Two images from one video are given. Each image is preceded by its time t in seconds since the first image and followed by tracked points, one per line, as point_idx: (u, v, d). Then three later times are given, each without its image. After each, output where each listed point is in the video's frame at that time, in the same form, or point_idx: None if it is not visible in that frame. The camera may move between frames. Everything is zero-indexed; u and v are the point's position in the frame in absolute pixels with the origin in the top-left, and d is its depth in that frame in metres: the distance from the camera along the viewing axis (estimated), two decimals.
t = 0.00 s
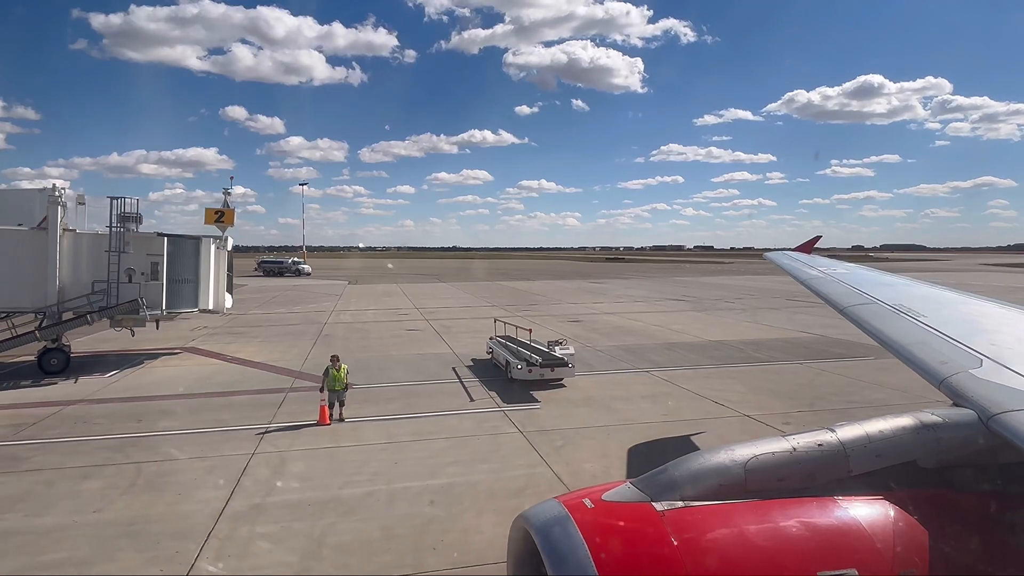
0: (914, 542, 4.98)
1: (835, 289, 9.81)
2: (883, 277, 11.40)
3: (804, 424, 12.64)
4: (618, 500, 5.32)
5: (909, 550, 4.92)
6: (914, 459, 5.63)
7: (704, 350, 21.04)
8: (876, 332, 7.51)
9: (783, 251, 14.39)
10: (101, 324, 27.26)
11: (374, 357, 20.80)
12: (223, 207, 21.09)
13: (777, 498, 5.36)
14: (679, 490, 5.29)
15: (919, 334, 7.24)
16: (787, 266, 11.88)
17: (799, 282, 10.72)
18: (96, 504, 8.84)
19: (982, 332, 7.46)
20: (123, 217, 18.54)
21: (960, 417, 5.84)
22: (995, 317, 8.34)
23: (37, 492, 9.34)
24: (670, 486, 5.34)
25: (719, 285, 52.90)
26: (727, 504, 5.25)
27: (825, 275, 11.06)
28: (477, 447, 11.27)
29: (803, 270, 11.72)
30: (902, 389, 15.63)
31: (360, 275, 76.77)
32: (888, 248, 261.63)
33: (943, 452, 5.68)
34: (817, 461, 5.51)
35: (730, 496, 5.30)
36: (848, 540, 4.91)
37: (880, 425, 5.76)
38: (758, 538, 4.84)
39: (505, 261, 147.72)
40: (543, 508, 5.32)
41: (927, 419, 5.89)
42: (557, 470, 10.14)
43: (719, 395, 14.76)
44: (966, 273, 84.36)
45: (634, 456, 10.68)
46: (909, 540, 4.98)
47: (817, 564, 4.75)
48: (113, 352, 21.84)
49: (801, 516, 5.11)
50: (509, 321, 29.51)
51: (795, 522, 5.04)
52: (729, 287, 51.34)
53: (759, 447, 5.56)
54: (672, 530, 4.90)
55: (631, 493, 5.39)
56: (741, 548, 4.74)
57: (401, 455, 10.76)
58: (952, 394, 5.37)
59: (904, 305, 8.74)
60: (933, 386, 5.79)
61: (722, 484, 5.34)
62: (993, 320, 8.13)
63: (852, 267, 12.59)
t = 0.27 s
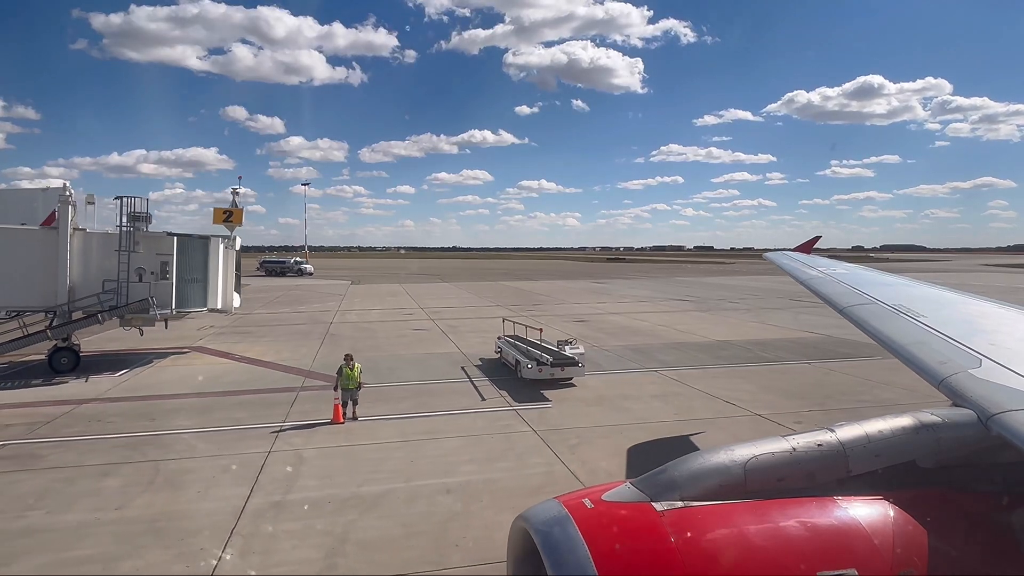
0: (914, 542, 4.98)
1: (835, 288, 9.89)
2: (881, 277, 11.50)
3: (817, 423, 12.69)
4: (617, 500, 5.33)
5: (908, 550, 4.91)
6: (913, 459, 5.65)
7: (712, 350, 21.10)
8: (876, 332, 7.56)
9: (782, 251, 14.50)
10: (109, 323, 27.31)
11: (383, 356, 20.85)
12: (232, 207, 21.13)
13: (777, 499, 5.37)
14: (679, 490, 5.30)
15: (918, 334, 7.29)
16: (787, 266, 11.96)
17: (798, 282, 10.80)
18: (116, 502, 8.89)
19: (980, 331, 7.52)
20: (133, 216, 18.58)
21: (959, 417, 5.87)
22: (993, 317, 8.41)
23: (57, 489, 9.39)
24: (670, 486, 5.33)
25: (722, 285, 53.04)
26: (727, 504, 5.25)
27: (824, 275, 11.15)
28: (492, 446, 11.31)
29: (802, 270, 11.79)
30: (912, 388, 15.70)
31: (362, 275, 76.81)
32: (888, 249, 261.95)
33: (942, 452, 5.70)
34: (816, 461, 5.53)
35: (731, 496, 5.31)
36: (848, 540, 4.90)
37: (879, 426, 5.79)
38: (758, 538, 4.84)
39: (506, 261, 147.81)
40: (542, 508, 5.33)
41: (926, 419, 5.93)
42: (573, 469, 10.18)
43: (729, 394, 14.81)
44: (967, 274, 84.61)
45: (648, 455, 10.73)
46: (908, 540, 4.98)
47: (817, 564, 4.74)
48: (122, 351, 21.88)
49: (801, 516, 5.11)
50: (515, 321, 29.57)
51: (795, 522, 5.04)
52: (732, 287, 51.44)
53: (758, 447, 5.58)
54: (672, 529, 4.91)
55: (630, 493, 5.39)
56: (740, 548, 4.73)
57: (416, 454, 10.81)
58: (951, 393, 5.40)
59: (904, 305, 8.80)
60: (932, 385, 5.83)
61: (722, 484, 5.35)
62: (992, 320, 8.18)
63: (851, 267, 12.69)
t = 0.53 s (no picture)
0: (913, 542, 5.02)
1: (835, 288, 9.97)
2: (881, 277, 11.59)
3: (828, 422, 12.76)
4: (617, 500, 5.34)
5: (907, 549, 4.95)
6: (912, 459, 5.69)
7: (719, 350, 21.17)
8: (876, 332, 7.64)
9: (782, 251, 14.59)
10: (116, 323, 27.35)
11: (391, 356, 20.92)
12: (240, 207, 21.18)
13: (777, 498, 5.40)
14: (679, 490, 5.32)
15: (917, 334, 7.36)
16: (787, 266, 12.04)
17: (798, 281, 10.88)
18: (136, 500, 8.94)
19: (979, 331, 7.61)
20: (142, 216, 18.62)
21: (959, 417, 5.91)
22: (992, 317, 8.50)
23: (76, 487, 9.44)
24: (671, 486, 5.36)
25: (724, 285, 53.14)
26: (727, 503, 5.28)
27: (824, 275, 11.24)
28: (505, 445, 11.37)
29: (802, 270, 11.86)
30: (920, 388, 15.78)
31: (364, 275, 76.84)
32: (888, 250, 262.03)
33: (942, 452, 5.74)
34: (816, 461, 5.57)
35: (731, 496, 5.34)
36: (848, 539, 4.94)
37: (879, 426, 5.83)
38: (758, 538, 4.87)
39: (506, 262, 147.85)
40: (542, 508, 5.34)
41: (926, 419, 5.96)
42: (588, 467, 10.25)
43: (739, 394, 14.88)
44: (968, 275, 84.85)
45: (661, 454, 10.79)
46: (907, 540, 5.02)
47: (817, 564, 4.78)
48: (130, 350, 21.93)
49: (802, 516, 5.14)
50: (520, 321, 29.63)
51: (795, 522, 5.07)
52: (735, 287, 51.51)
53: (758, 447, 5.62)
54: (672, 529, 4.93)
55: (630, 493, 5.41)
56: (741, 548, 4.76)
57: (431, 453, 10.87)
58: (951, 393, 5.46)
59: (903, 304, 8.89)
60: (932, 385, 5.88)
61: (721, 484, 5.37)
62: (991, 320, 8.25)
63: (851, 267, 12.78)
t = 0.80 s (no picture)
0: (912, 541, 5.05)
1: (835, 288, 10.02)
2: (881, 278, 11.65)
3: (838, 421, 12.82)
4: (617, 500, 5.34)
5: (907, 549, 4.98)
6: (913, 459, 5.69)
7: (725, 350, 21.23)
8: (876, 332, 7.67)
9: (783, 251, 14.63)
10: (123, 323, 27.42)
11: (399, 356, 20.98)
12: (247, 207, 21.23)
13: (777, 498, 5.39)
14: (679, 490, 5.31)
15: (918, 334, 7.40)
16: (786, 266, 12.09)
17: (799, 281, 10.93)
18: (154, 498, 8.99)
19: (978, 332, 7.66)
20: (150, 216, 18.65)
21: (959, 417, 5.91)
22: (992, 317, 8.54)
23: (94, 485, 9.50)
24: (670, 486, 5.34)
25: (727, 285, 53.25)
26: (727, 504, 5.27)
27: (825, 276, 11.28)
28: (518, 443, 11.42)
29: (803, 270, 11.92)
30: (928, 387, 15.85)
31: (367, 275, 76.89)
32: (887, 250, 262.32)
33: (943, 452, 5.73)
34: (817, 461, 5.53)
35: (731, 497, 5.32)
36: (848, 539, 4.95)
37: (879, 426, 5.80)
38: (758, 538, 4.88)
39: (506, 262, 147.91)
40: (542, 508, 5.33)
41: (926, 419, 5.94)
42: (602, 465, 10.29)
43: (748, 393, 14.93)
44: (969, 275, 85.10)
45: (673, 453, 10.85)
46: (907, 540, 5.05)
47: (818, 564, 4.79)
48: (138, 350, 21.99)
49: (802, 516, 5.15)
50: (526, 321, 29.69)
51: (795, 522, 5.08)
52: (738, 287, 51.58)
53: (758, 447, 5.58)
54: (672, 529, 4.94)
55: (630, 493, 5.39)
56: (741, 549, 4.78)
57: (444, 452, 10.91)
58: (952, 394, 5.46)
59: (903, 305, 8.94)
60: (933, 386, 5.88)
61: (721, 484, 5.35)
62: (992, 320, 8.29)
63: (851, 267, 12.84)
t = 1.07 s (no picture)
0: (913, 542, 5.06)
1: (835, 288, 10.09)
2: (881, 278, 11.73)
3: (847, 421, 12.90)
4: (617, 500, 5.39)
5: (908, 549, 5.00)
6: (911, 459, 5.73)
7: (731, 350, 21.30)
8: (876, 332, 7.74)
9: (783, 251, 14.72)
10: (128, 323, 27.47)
11: (405, 355, 21.04)
12: (254, 207, 21.29)
13: (777, 499, 5.42)
14: (679, 490, 5.34)
15: (917, 333, 7.48)
16: (787, 266, 12.17)
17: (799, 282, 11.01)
18: (171, 497, 9.06)
19: (979, 332, 7.72)
20: (158, 216, 18.70)
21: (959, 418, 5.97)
22: (992, 317, 8.61)
23: (110, 484, 9.56)
24: (670, 486, 5.37)
25: (729, 285, 53.32)
26: (727, 504, 5.30)
27: (825, 275, 11.36)
28: (529, 443, 11.48)
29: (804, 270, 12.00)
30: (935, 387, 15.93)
31: (368, 275, 76.93)
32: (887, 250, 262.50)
33: (942, 452, 5.80)
34: (816, 462, 5.57)
35: (731, 497, 5.35)
36: (848, 539, 4.97)
37: (879, 426, 5.85)
38: (758, 538, 4.90)
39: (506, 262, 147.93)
40: (542, 508, 5.40)
41: (926, 420, 5.99)
42: (614, 464, 10.37)
43: (756, 393, 15.00)
44: (969, 275, 85.24)
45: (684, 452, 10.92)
46: (907, 540, 5.07)
47: (818, 564, 4.81)
48: (145, 349, 22.05)
49: (801, 516, 5.17)
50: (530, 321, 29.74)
51: (795, 522, 5.10)
52: (740, 287, 51.65)
53: (758, 447, 5.61)
54: (672, 529, 4.97)
55: (630, 493, 5.44)
56: (740, 548, 4.80)
57: (456, 451, 10.98)
58: (951, 394, 5.52)
59: (904, 305, 9.00)
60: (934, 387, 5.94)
61: (721, 484, 5.38)
62: (991, 321, 8.37)
63: (851, 267, 12.93)
